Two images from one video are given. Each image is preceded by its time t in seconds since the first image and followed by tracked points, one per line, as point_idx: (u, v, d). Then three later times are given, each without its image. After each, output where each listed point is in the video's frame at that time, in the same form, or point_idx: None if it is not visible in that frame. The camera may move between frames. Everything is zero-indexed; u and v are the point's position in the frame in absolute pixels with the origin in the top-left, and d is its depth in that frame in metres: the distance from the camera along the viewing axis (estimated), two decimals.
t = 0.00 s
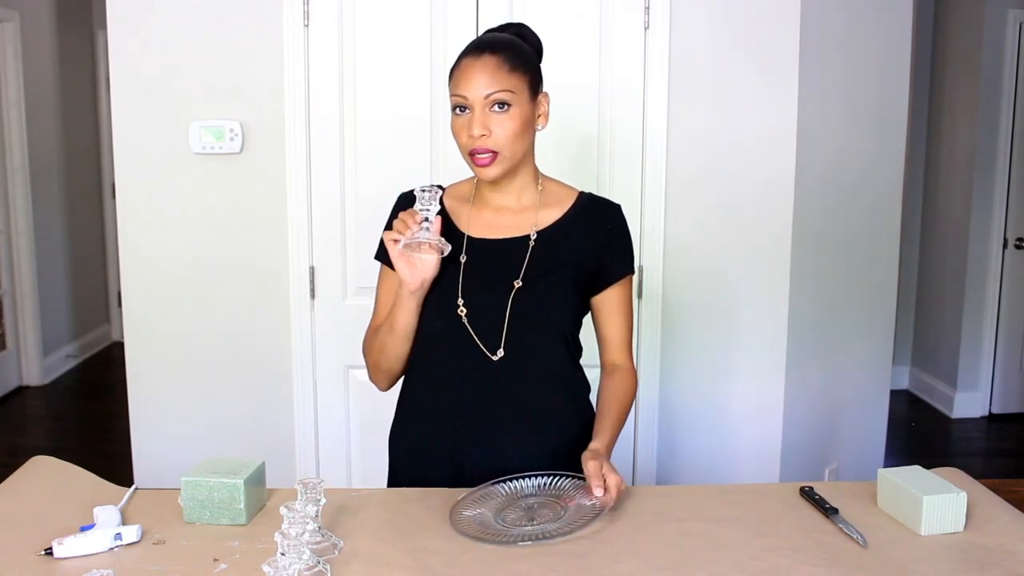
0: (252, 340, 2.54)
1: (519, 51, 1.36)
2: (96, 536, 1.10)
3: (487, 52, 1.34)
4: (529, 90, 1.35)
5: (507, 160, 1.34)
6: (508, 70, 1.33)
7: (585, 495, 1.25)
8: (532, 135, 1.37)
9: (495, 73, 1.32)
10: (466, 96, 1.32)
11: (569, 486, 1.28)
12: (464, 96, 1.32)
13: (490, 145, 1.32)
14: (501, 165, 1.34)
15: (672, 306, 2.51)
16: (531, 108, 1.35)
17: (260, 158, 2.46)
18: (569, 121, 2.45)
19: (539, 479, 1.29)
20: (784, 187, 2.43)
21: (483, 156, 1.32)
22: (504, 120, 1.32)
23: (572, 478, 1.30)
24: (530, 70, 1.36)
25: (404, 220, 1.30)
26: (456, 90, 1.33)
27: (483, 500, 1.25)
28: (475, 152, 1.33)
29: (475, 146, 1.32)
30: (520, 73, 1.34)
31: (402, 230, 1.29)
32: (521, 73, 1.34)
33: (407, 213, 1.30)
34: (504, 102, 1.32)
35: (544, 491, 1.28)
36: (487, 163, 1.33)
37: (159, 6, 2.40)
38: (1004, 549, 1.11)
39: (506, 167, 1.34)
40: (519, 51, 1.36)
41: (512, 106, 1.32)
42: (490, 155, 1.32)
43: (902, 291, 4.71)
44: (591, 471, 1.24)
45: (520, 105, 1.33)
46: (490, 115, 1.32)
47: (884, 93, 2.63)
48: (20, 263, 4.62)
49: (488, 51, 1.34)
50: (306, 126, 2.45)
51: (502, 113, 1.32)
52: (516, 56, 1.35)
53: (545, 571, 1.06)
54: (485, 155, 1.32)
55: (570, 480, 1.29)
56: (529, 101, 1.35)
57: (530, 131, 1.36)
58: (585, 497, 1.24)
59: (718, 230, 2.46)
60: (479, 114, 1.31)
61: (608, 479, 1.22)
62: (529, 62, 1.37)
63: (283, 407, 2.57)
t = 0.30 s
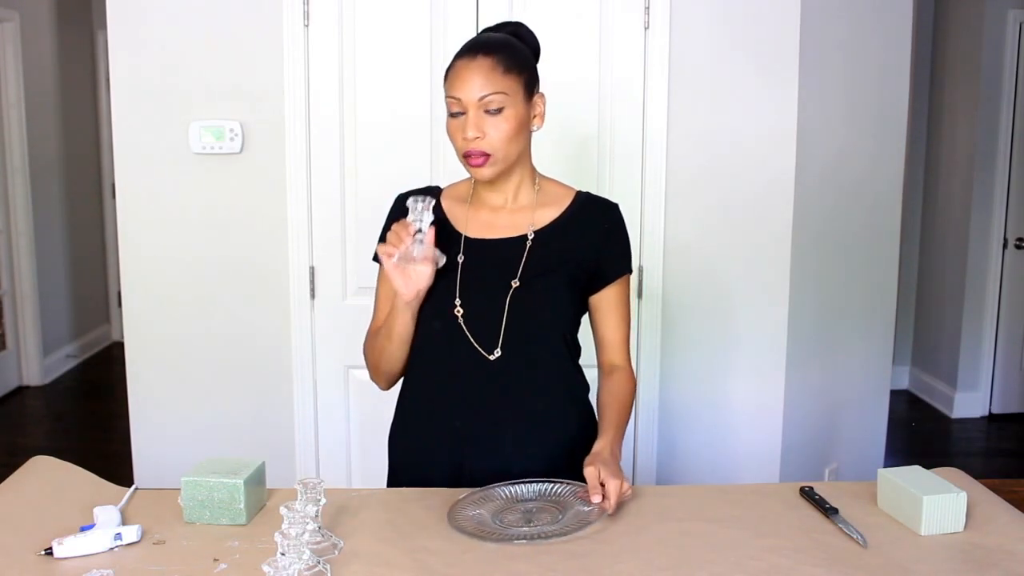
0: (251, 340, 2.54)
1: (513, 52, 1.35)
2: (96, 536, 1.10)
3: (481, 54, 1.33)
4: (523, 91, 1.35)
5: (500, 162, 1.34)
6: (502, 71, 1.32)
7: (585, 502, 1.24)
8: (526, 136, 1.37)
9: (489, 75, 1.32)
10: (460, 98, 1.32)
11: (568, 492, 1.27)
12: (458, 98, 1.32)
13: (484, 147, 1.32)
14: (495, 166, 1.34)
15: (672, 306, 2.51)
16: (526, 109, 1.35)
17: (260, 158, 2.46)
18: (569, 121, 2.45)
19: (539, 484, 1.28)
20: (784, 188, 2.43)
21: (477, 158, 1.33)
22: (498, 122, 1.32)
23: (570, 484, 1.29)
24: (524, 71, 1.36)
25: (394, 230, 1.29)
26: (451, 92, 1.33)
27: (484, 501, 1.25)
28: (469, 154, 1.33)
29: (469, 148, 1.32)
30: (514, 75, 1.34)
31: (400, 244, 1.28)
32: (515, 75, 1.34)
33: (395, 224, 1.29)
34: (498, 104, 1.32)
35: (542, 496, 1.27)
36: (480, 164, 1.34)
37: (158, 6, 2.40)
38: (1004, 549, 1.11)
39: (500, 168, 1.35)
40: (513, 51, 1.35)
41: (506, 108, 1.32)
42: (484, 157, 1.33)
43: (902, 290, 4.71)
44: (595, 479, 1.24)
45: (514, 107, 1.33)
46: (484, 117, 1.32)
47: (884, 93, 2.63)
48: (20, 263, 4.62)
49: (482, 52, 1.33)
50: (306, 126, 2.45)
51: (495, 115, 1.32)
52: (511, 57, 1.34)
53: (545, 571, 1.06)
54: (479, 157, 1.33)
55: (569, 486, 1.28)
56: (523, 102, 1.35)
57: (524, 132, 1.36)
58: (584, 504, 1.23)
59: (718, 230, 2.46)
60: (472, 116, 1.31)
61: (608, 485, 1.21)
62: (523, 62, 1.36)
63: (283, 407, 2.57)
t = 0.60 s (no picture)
0: (251, 340, 2.54)
1: (498, 62, 1.34)
2: (96, 536, 1.10)
3: (465, 66, 1.33)
4: (507, 102, 1.33)
5: (482, 175, 1.34)
6: (484, 84, 1.31)
7: (586, 505, 1.23)
8: (512, 146, 1.36)
9: (471, 88, 1.31)
10: (441, 112, 1.32)
11: (568, 495, 1.26)
12: (439, 112, 1.32)
13: (464, 161, 1.33)
14: (477, 178, 1.34)
15: (672, 306, 2.51)
16: (509, 120, 1.34)
17: (260, 158, 2.46)
18: (569, 121, 2.45)
19: (540, 485, 1.28)
20: (784, 188, 2.43)
21: (457, 171, 1.33)
22: (477, 135, 1.32)
23: (572, 487, 1.29)
24: (510, 81, 1.34)
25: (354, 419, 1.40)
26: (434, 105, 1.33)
27: (484, 502, 1.25)
28: (451, 168, 1.34)
29: (450, 161, 1.33)
30: (496, 87, 1.32)
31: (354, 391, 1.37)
32: (497, 87, 1.32)
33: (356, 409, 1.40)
34: (478, 119, 1.31)
35: (543, 498, 1.27)
36: (462, 176, 1.34)
37: (159, 6, 2.40)
38: (1004, 549, 1.11)
39: (483, 178, 1.35)
40: (499, 61, 1.34)
41: (486, 122, 1.31)
42: (465, 170, 1.33)
43: (902, 290, 4.70)
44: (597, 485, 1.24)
45: (495, 119, 1.32)
46: (464, 131, 1.31)
47: (885, 93, 2.63)
48: (20, 262, 4.62)
49: (467, 63, 1.33)
50: (306, 126, 2.45)
51: (475, 129, 1.32)
52: (494, 68, 1.33)
53: (544, 571, 1.06)
54: (460, 169, 1.33)
55: (570, 488, 1.27)
56: (507, 113, 1.33)
57: (509, 143, 1.35)
58: (585, 507, 1.23)
59: (718, 230, 2.46)
60: (452, 130, 1.32)
61: (608, 490, 1.21)
62: (509, 71, 1.34)
63: (283, 407, 2.57)
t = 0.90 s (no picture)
0: (251, 340, 2.54)
1: (492, 62, 1.34)
2: (96, 536, 1.10)
3: (459, 66, 1.33)
4: (502, 102, 1.33)
5: (478, 175, 1.34)
6: (478, 84, 1.31)
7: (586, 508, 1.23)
8: (508, 146, 1.36)
9: (465, 88, 1.31)
10: (436, 113, 1.32)
11: (568, 495, 1.26)
12: (434, 113, 1.33)
13: (459, 161, 1.33)
14: (473, 179, 1.34)
15: (672, 306, 2.51)
16: (505, 119, 1.34)
17: (260, 158, 2.46)
18: (569, 121, 2.45)
19: (540, 486, 1.28)
20: (784, 187, 2.43)
21: (453, 172, 1.33)
22: (472, 136, 1.32)
23: (571, 488, 1.29)
24: (504, 80, 1.34)
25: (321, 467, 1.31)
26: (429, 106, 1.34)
27: (485, 502, 1.25)
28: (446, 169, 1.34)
29: (446, 162, 1.33)
30: (491, 87, 1.32)
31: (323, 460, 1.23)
32: (492, 86, 1.32)
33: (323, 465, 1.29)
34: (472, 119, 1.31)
35: (543, 498, 1.27)
36: (458, 177, 1.34)
37: (158, 5, 2.40)
38: (1004, 549, 1.11)
39: (480, 179, 1.35)
40: (494, 61, 1.34)
41: (480, 122, 1.31)
42: (461, 171, 1.33)
43: (902, 290, 4.70)
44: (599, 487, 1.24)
45: (490, 119, 1.32)
46: (458, 131, 1.31)
47: (885, 93, 2.63)
48: (20, 263, 4.62)
49: (461, 63, 1.33)
50: (306, 126, 2.45)
51: (470, 129, 1.32)
52: (489, 68, 1.33)
53: (544, 571, 1.06)
54: (456, 171, 1.33)
55: (570, 489, 1.27)
56: (501, 113, 1.33)
57: (505, 143, 1.35)
58: (585, 509, 1.22)
59: (718, 230, 2.46)
60: (447, 131, 1.32)
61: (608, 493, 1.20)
62: (504, 71, 1.34)
63: (283, 407, 2.57)
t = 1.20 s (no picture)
0: (252, 341, 2.54)
1: (493, 62, 1.34)
2: (96, 536, 1.10)
3: (460, 65, 1.33)
4: (502, 101, 1.33)
5: (477, 175, 1.34)
6: (477, 83, 1.31)
7: (586, 509, 1.23)
8: (507, 145, 1.36)
9: (464, 87, 1.31)
10: (436, 111, 1.32)
11: (569, 496, 1.26)
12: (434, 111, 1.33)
13: (458, 161, 1.33)
14: (472, 179, 1.34)
15: (672, 306, 2.51)
16: (504, 119, 1.34)
17: (260, 158, 2.46)
18: (569, 121, 2.45)
19: (541, 487, 1.28)
20: (784, 187, 2.43)
21: (452, 172, 1.33)
22: (471, 135, 1.32)
23: (572, 488, 1.29)
24: (504, 80, 1.34)
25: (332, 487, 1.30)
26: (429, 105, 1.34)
27: (486, 502, 1.25)
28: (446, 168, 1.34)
29: (445, 161, 1.33)
30: (490, 87, 1.32)
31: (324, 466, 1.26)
32: (492, 86, 1.32)
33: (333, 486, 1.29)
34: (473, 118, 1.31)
35: (544, 499, 1.27)
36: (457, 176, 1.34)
37: (158, 5, 2.40)
38: (1004, 549, 1.11)
39: (479, 179, 1.35)
40: (494, 61, 1.34)
41: (480, 121, 1.31)
42: (460, 170, 1.33)
43: (902, 290, 4.70)
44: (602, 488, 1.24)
45: (490, 119, 1.32)
46: (459, 131, 1.32)
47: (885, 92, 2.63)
48: (20, 262, 4.62)
49: (461, 62, 1.33)
50: (306, 126, 2.45)
51: (469, 128, 1.31)
52: (488, 68, 1.33)
53: (544, 571, 1.06)
54: (455, 170, 1.33)
55: (571, 491, 1.27)
56: (501, 113, 1.33)
57: (505, 142, 1.35)
58: (585, 510, 1.22)
59: (717, 230, 2.46)
60: (446, 130, 1.32)
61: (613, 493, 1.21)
62: (504, 71, 1.34)
63: (283, 407, 2.57)
